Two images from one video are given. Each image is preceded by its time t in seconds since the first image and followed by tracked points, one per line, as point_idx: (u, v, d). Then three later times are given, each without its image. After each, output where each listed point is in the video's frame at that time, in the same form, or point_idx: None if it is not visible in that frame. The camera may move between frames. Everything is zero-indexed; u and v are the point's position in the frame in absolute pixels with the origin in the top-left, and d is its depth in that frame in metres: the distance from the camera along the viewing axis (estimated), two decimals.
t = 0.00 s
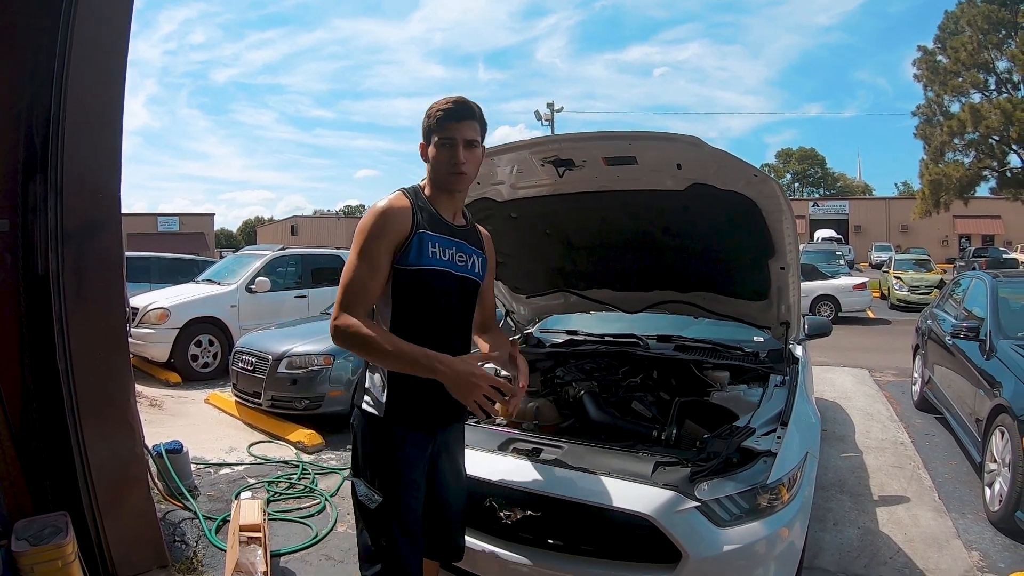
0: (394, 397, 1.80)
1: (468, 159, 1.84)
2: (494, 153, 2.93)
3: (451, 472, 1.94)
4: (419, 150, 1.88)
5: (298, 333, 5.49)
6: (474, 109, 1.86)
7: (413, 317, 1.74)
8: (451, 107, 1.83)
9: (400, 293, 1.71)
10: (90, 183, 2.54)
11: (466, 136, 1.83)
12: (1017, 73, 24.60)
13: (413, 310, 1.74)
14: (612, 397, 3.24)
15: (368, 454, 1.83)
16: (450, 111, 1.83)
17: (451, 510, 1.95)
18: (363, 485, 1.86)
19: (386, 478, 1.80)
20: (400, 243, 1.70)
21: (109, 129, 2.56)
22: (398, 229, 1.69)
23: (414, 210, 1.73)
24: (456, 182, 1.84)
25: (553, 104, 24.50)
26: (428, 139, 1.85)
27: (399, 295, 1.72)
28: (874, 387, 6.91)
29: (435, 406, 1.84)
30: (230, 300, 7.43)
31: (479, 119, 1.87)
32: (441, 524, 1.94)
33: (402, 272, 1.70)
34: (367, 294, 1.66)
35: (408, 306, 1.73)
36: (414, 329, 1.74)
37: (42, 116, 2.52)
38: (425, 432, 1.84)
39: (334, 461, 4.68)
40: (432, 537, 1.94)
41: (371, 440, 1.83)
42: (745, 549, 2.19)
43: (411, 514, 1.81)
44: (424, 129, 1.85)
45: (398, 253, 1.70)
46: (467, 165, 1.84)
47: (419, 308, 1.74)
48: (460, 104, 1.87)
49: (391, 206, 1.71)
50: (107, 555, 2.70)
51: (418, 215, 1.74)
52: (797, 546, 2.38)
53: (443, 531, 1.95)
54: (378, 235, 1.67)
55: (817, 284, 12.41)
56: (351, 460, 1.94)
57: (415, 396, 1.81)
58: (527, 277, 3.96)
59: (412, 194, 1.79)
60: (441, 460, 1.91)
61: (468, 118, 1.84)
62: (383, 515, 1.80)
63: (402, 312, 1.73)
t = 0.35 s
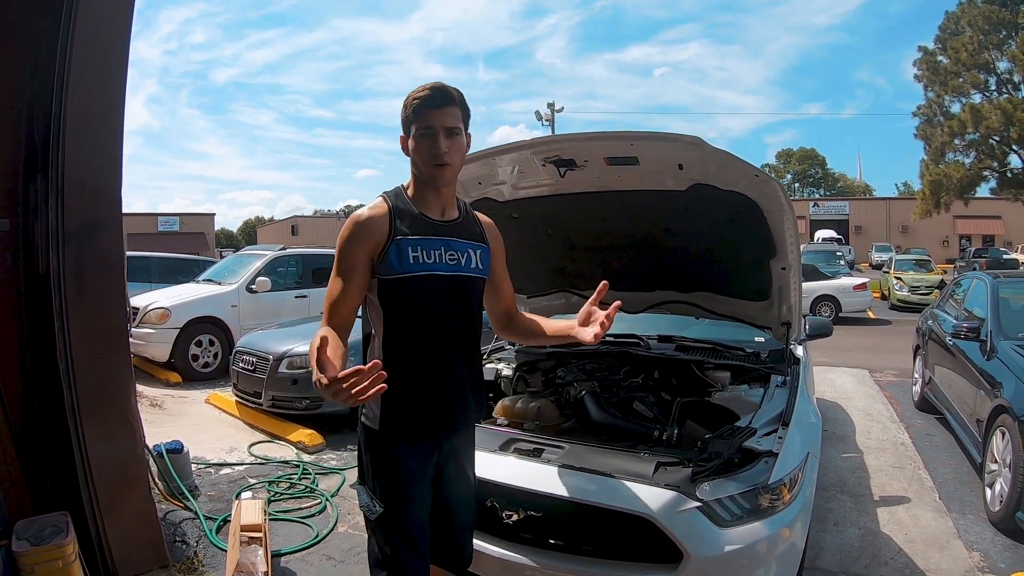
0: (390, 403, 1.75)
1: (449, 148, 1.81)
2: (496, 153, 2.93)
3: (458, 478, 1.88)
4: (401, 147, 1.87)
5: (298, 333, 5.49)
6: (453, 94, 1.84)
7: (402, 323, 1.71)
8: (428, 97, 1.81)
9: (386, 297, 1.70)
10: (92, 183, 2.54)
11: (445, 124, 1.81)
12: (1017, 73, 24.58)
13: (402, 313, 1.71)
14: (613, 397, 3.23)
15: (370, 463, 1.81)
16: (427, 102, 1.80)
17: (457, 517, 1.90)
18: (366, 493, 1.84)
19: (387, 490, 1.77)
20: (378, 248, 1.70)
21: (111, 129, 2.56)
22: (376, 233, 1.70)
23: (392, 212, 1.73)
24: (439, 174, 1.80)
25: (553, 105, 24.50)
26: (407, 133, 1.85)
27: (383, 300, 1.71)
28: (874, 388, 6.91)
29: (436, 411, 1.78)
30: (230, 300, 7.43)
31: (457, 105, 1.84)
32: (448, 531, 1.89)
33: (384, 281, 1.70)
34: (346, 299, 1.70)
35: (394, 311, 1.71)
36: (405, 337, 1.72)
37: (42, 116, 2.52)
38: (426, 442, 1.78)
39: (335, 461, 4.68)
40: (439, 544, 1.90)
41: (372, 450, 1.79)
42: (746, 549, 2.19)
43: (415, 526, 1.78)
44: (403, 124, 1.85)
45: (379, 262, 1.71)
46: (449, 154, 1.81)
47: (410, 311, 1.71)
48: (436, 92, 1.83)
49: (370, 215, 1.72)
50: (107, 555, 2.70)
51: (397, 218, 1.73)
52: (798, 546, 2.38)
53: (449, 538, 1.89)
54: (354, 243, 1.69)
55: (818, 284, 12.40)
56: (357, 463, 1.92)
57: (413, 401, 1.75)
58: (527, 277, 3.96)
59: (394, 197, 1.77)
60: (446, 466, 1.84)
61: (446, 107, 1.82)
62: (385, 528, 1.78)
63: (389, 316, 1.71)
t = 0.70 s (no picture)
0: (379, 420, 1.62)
1: (413, 135, 1.61)
2: (495, 154, 2.93)
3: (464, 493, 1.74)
4: (358, 136, 1.66)
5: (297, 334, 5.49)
6: (412, 73, 1.63)
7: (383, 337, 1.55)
8: (384, 81, 1.59)
9: (362, 312, 1.53)
10: (92, 183, 2.54)
11: (406, 106, 1.60)
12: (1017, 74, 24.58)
13: (381, 327, 1.54)
14: (612, 398, 3.25)
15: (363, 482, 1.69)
16: (384, 86, 1.59)
17: (462, 532, 1.75)
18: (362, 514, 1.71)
19: (382, 510, 1.66)
20: (348, 261, 1.50)
21: (111, 129, 2.56)
22: (346, 244, 1.49)
23: (358, 216, 1.52)
24: (405, 167, 1.59)
25: (553, 106, 24.52)
26: (364, 120, 1.64)
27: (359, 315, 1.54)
28: (874, 388, 6.91)
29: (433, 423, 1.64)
30: (230, 300, 7.43)
31: (418, 85, 1.63)
32: (453, 550, 1.75)
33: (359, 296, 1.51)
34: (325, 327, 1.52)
35: (374, 326, 1.54)
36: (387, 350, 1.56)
37: (43, 116, 2.52)
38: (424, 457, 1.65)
39: (334, 462, 4.68)
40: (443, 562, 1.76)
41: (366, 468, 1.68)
42: (745, 550, 2.19)
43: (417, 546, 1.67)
44: (359, 108, 1.63)
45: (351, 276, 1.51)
46: (414, 142, 1.60)
47: (390, 323, 1.55)
48: (392, 71, 1.61)
49: (333, 224, 1.50)
50: (107, 555, 2.70)
51: (364, 223, 1.52)
52: (797, 547, 2.38)
53: (453, 557, 1.75)
54: (324, 258, 1.48)
55: (818, 285, 12.42)
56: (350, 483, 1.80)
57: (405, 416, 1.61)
58: (526, 278, 3.96)
59: (358, 199, 1.56)
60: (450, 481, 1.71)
61: (405, 88, 1.60)
62: (382, 550, 1.67)
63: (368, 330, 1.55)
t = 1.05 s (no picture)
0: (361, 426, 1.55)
1: (381, 132, 1.52)
2: (492, 156, 2.93)
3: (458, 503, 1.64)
4: (322, 134, 1.57)
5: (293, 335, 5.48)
6: (380, 65, 1.55)
7: (357, 347, 1.48)
8: (349, 75, 1.51)
9: (333, 323, 1.47)
10: (90, 184, 2.54)
11: (373, 101, 1.51)
12: (1013, 77, 24.67)
13: (354, 338, 1.48)
14: (608, 401, 3.24)
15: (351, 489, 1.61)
16: (349, 81, 1.51)
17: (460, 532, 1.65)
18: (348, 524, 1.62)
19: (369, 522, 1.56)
20: (315, 272, 1.43)
21: (109, 131, 2.56)
22: (312, 254, 1.42)
23: (324, 223, 1.45)
24: (372, 166, 1.51)
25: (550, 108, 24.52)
26: (328, 117, 1.55)
27: (329, 327, 1.48)
28: (871, 390, 6.93)
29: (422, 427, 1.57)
30: (227, 302, 7.42)
31: (388, 79, 1.56)
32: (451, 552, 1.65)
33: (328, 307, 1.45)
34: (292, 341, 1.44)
35: (346, 337, 1.48)
36: (363, 360, 1.50)
37: (40, 117, 2.48)
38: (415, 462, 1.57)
39: (330, 464, 4.68)
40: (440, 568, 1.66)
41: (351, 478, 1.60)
42: (742, 552, 2.20)
43: (406, 559, 1.57)
44: (322, 105, 1.55)
45: (318, 286, 1.44)
46: (381, 139, 1.52)
47: (364, 333, 1.48)
48: (356, 65, 1.53)
49: (299, 232, 1.44)
50: (103, 557, 2.69)
51: (331, 230, 1.45)
52: (793, 549, 2.39)
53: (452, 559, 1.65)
54: (288, 271, 1.41)
55: (815, 287, 12.43)
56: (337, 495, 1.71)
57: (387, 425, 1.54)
58: (522, 280, 3.96)
59: (324, 204, 1.49)
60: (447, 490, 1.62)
61: (372, 81, 1.52)
62: (370, 566, 1.56)
63: (340, 342, 1.48)
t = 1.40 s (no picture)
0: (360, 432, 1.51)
1: (403, 133, 1.53)
2: (488, 157, 2.93)
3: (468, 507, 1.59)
4: (340, 128, 1.57)
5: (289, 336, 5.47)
6: (407, 66, 1.55)
7: (357, 350, 1.47)
8: (377, 73, 1.51)
9: (334, 324, 1.45)
10: (85, 184, 2.53)
11: (399, 102, 1.52)
12: (1009, 80, 24.78)
13: (354, 339, 1.46)
14: (605, 402, 3.24)
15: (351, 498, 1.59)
16: (376, 79, 1.51)
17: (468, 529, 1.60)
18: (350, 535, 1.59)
19: (372, 530, 1.54)
20: (316, 271, 1.43)
21: (105, 131, 2.55)
22: (313, 252, 1.42)
23: (329, 221, 1.44)
24: (387, 165, 1.51)
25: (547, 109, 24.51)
26: (348, 112, 1.54)
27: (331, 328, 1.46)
28: (866, 392, 6.94)
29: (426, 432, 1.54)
30: (223, 302, 7.41)
31: (414, 81, 1.56)
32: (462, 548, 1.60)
33: (330, 307, 1.44)
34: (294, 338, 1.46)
35: (346, 338, 1.46)
36: (363, 362, 1.48)
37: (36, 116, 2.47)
38: (421, 470, 1.55)
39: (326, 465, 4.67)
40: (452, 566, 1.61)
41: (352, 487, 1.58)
42: (738, 553, 2.20)
43: (412, 565, 1.56)
44: (343, 99, 1.55)
45: (320, 286, 1.44)
46: (401, 139, 1.53)
47: (365, 334, 1.46)
48: (385, 64, 1.53)
49: (303, 231, 1.43)
50: (98, 558, 2.68)
51: (336, 230, 1.44)
52: (789, 550, 2.39)
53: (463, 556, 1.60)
54: (287, 268, 1.41)
55: (811, 288, 12.46)
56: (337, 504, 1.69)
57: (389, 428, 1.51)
58: (519, 281, 3.96)
59: (333, 202, 1.49)
60: (453, 494, 1.58)
61: (400, 83, 1.53)
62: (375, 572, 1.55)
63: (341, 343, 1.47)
